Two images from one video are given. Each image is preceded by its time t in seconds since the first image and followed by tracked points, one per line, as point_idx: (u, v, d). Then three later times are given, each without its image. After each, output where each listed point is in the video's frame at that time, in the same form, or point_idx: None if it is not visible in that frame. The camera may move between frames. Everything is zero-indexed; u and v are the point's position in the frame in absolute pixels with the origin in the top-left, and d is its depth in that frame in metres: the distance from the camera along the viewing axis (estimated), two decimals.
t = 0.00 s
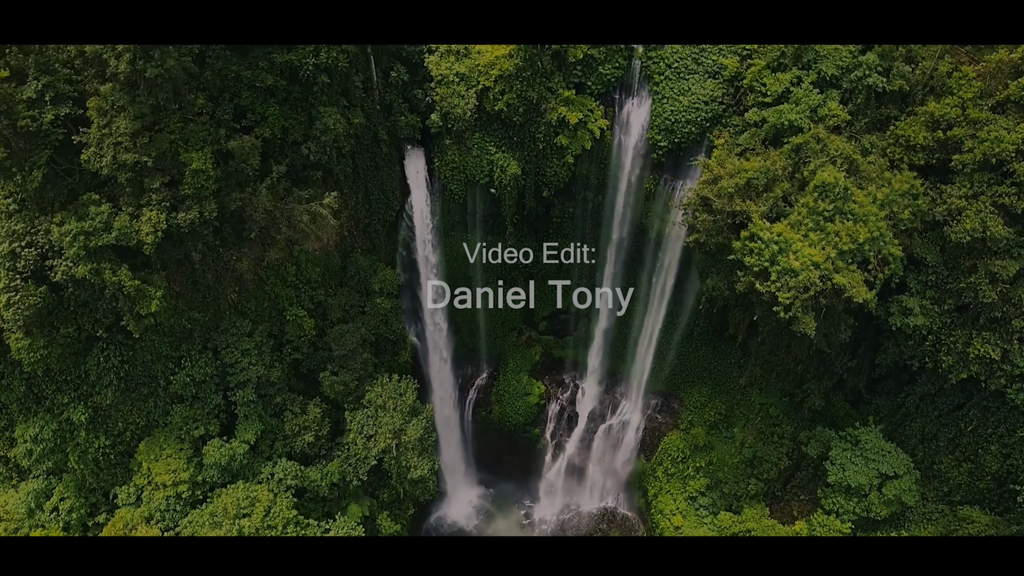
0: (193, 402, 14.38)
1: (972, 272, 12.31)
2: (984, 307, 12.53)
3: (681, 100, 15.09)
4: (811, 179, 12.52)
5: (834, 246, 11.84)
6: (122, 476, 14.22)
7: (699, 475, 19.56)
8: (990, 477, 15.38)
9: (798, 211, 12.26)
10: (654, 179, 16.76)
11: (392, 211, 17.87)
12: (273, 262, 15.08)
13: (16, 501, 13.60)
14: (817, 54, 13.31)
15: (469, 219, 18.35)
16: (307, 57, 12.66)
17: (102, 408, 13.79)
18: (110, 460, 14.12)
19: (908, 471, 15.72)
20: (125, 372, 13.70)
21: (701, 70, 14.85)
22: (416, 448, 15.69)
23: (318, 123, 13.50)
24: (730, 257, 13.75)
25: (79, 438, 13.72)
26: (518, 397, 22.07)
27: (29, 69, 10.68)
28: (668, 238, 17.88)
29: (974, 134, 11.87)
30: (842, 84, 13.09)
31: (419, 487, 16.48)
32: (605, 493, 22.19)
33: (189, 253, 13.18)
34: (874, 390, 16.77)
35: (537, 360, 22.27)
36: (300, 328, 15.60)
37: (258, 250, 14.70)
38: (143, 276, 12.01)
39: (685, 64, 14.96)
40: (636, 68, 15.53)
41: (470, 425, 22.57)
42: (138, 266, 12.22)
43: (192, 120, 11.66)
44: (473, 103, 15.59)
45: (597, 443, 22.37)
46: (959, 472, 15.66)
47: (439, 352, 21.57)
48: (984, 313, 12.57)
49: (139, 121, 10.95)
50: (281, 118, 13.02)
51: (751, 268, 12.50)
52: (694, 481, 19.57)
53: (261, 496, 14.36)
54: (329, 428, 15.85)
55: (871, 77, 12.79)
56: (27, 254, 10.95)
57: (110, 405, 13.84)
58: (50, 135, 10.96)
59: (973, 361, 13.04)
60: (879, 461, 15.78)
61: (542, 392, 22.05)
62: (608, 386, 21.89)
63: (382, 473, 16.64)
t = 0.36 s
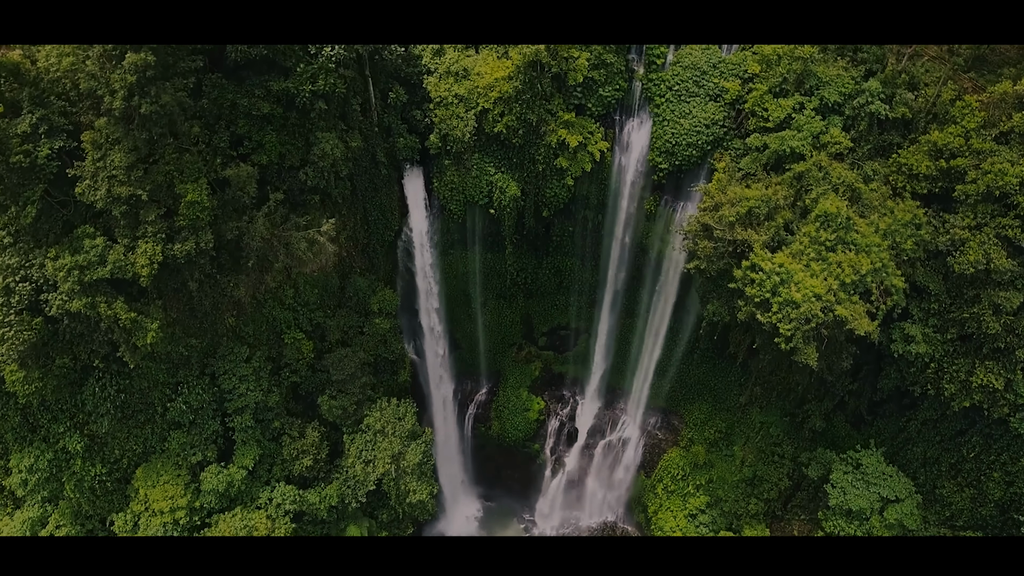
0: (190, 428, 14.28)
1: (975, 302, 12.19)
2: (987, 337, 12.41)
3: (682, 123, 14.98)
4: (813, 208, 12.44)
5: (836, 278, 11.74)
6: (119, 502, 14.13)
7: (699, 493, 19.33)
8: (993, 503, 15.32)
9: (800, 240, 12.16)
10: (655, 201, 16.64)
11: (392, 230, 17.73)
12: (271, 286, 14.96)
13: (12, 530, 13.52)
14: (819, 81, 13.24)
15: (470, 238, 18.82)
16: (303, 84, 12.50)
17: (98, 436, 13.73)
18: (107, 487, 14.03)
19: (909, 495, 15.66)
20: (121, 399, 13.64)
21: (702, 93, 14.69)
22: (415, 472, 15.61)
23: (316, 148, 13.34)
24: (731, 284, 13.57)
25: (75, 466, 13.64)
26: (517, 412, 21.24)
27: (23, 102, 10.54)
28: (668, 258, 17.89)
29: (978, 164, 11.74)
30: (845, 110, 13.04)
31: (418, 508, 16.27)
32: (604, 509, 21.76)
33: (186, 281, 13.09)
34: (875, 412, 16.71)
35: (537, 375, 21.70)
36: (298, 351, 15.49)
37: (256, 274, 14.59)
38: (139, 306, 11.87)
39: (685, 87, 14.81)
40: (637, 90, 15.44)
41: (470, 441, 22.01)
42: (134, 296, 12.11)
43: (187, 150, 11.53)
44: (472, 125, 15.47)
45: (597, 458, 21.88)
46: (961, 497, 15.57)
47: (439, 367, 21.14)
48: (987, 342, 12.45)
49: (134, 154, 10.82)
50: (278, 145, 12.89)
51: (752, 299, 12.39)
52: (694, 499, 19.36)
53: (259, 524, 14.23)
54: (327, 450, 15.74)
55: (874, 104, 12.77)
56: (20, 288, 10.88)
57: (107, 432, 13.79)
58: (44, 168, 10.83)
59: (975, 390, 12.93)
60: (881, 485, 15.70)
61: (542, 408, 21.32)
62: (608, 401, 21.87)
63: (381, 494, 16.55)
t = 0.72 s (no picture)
0: (187, 452, 14.18)
1: (978, 331, 12.11)
2: (990, 365, 12.35)
3: (682, 145, 14.86)
4: (815, 235, 12.37)
5: (837, 307, 11.70)
6: (116, 528, 14.09)
7: (698, 510, 19.35)
8: (994, 527, 15.62)
9: (801, 267, 12.09)
10: (655, 221, 16.52)
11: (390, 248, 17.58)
12: (269, 308, 14.88)
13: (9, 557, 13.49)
14: (821, 105, 13.15)
15: (469, 256, 18.64)
16: (300, 110, 12.35)
17: (94, 463, 13.72)
18: (104, 512, 14.01)
19: (910, 518, 15.63)
20: (118, 426, 13.60)
21: (702, 114, 14.56)
22: (414, 494, 15.62)
23: (313, 172, 13.16)
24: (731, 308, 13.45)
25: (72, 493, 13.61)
26: (517, 427, 21.02)
27: (16, 133, 10.39)
28: (669, 277, 17.70)
29: (981, 193, 11.66)
30: (846, 135, 12.98)
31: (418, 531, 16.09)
32: (604, 522, 21.85)
33: (183, 307, 13.01)
34: (876, 433, 16.71)
35: (536, 390, 21.40)
36: (297, 372, 15.41)
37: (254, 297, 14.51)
38: (135, 336, 11.78)
39: (686, 108, 14.69)
40: (636, 110, 15.29)
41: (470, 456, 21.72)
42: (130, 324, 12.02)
43: (183, 179, 11.41)
44: (471, 146, 15.39)
45: (597, 473, 21.67)
46: (962, 520, 15.59)
47: (437, 382, 20.83)
48: (989, 371, 12.40)
49: (129, 185, 10.69)
50: (275, 170, 12.77)
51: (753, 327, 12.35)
52: (694, 516, 19.34)
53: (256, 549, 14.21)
54: (326, 472, 15.66)
55: (876, 130, 12.71)
56: (15, 320, 10.81)
57: (103, 459, 13.75)
58: (37, 200, 10.70)
59: (977, 417, 12.86)
60: (882, 508, 15.65)
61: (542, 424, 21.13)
62: (608, 416, 21.47)
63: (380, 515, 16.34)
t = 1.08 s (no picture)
0: (185, 479, 14.10)
1: (982, 362, 12.02)
2: (994, 397, 12.23)
3: (683, 168, 14.72)
4: (817, 264, 12.30)
5: (840, 339, 11.58)
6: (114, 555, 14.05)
7: (698, 529, 19.33)
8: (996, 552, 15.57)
9: (803, 298, 12.01)
10: (655, 243, 16.42)
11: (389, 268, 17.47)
12: (267, 332, 14.80)
13: None
14: (823, 132, 13.05)
15: (468, 275, 18.49)
16: (297, 137, 12.24)
17: (89, 493, 13.73)
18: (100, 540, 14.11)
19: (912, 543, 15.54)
20: (115, 454, 13.54)
21: (704, 138, 14.41)
22: (413, 519, 15.51)
23: (310, 199, 13.03)
24: (733, 336, 13.30)
25: (67, 522, 13.66)
26: (517, 443, 20.72)
27: (9, 167, 10.22)
28: (669, 296, 17.57)
29: (985, 225, 11.54)
30: (849, 162, 12.89)
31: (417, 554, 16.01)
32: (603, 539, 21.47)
33: (180, 336, 12.91)
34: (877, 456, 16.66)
35: (536, 406, 21.14)
36: (295, 396, 15.32)
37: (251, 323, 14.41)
38: (131, 368, 11.68)
39: (687, 132, 14.54)
40: (637, 133, 15.13)
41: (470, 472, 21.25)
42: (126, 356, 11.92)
43: (179, 210, 11.29)
44: (470, 169, 15.27)
45: (597, 489, 21.27)
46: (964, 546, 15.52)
47: (436, 398, 20.57)
48: (994, 402, 12.28)
49: (124, 220, 10.54)
50: (272, 198, 12.64)
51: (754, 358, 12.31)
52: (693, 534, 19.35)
53: None
54: (325, 495, 15.58)
55: (879, 158, 12.65)
56: (9, 356, 10.75)
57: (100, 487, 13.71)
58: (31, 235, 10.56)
59: (980, 447, 12.73)
60: (884, 532, 15.56)
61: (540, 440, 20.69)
62: (608, 433, 21.21)
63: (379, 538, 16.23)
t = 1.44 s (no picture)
0: (183, 506, 14.02)
1: (986, 394, 11.92)
2: (998, 428, 12.12)
3: (684, 192, 14.57)
4: (819, 294, 12.24)
5: (842, 371, 11.48)
6: None
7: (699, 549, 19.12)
8: None
9: (805, 328, 11.92)
10: (655, 265, 16.31)
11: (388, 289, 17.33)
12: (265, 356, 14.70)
13: None
14: (826, 159, 12.95)
15: (468, 293, 18.34)
16: (294, 165, 12.14)
17: (87, 521, 13.64)
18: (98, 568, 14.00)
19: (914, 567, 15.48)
20: (112, 483, 13.47)
21: (706, 161, 14.29)
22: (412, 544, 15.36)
23: (308, 226, 12.90)
24: (735, 364, 13.16)
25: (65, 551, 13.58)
26: (517, 460, 20.42)
27: (3, 203, 10.11)
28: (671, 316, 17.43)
29: (990, 257, 11.47)
30: (852, 190, 12.78)
31: None
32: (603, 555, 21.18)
33: (177, 365, 12.80)
34: (879, 479, 16.65)
35: (536, 422, 20.84)
36: (293, 419, 15.20)
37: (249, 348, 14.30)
38: (128, 400, 11.59)
39: (688, 155, 14.42)
40: (638, 155, 15.01)
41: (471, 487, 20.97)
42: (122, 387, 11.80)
43: (175, 241, 11.18)
44: (469, 192, 15.13)
45: (597, 505, 20.99)
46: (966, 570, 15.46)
47: (436, 414, 20.41)
48: (998, 433, 12.17)
49: (119, 254, 10.40)
50: (269, 226, 12.51)
51: (756, 388, 12.22)
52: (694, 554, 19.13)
53: None
54: (324, 519, 15.49)
55: (881, 187, 12.59)
56: (3, 392, 10.65)
57: (97, 516, 13.63)
58: (25, 270, 10.46)
59: (985, 476, 12.60)
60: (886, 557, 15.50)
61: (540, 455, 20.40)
62: (608, 448, 20.92)
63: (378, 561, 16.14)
